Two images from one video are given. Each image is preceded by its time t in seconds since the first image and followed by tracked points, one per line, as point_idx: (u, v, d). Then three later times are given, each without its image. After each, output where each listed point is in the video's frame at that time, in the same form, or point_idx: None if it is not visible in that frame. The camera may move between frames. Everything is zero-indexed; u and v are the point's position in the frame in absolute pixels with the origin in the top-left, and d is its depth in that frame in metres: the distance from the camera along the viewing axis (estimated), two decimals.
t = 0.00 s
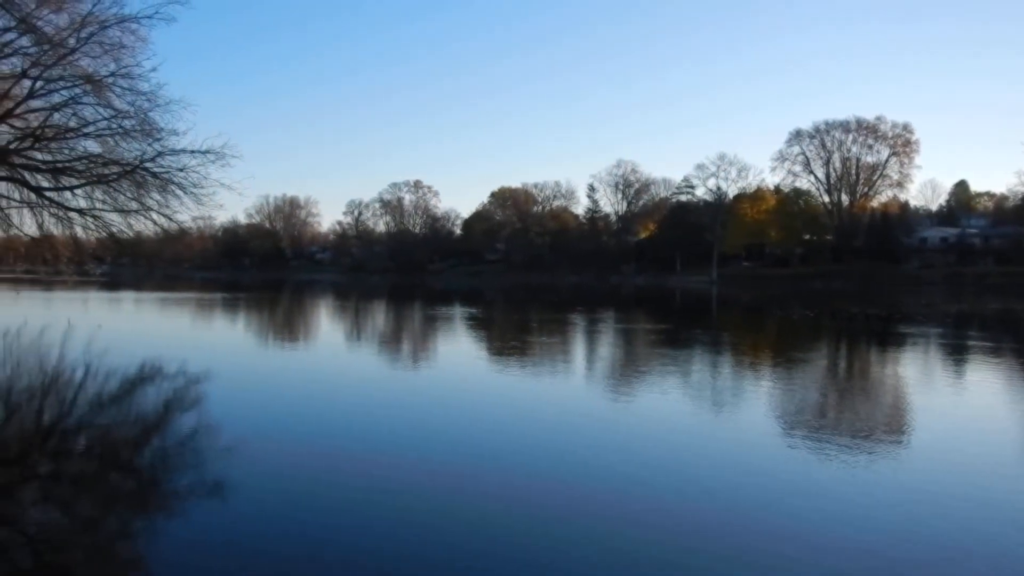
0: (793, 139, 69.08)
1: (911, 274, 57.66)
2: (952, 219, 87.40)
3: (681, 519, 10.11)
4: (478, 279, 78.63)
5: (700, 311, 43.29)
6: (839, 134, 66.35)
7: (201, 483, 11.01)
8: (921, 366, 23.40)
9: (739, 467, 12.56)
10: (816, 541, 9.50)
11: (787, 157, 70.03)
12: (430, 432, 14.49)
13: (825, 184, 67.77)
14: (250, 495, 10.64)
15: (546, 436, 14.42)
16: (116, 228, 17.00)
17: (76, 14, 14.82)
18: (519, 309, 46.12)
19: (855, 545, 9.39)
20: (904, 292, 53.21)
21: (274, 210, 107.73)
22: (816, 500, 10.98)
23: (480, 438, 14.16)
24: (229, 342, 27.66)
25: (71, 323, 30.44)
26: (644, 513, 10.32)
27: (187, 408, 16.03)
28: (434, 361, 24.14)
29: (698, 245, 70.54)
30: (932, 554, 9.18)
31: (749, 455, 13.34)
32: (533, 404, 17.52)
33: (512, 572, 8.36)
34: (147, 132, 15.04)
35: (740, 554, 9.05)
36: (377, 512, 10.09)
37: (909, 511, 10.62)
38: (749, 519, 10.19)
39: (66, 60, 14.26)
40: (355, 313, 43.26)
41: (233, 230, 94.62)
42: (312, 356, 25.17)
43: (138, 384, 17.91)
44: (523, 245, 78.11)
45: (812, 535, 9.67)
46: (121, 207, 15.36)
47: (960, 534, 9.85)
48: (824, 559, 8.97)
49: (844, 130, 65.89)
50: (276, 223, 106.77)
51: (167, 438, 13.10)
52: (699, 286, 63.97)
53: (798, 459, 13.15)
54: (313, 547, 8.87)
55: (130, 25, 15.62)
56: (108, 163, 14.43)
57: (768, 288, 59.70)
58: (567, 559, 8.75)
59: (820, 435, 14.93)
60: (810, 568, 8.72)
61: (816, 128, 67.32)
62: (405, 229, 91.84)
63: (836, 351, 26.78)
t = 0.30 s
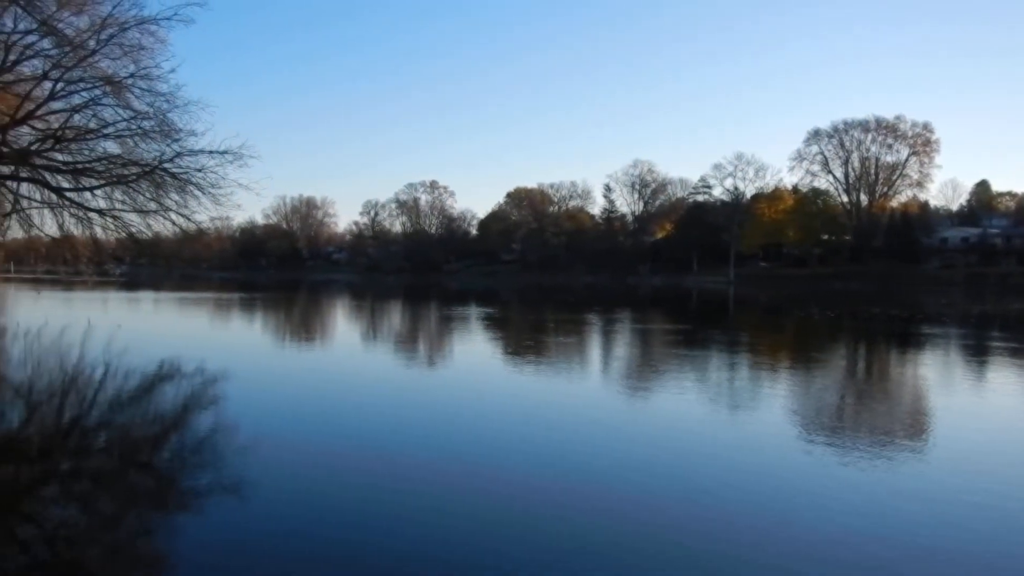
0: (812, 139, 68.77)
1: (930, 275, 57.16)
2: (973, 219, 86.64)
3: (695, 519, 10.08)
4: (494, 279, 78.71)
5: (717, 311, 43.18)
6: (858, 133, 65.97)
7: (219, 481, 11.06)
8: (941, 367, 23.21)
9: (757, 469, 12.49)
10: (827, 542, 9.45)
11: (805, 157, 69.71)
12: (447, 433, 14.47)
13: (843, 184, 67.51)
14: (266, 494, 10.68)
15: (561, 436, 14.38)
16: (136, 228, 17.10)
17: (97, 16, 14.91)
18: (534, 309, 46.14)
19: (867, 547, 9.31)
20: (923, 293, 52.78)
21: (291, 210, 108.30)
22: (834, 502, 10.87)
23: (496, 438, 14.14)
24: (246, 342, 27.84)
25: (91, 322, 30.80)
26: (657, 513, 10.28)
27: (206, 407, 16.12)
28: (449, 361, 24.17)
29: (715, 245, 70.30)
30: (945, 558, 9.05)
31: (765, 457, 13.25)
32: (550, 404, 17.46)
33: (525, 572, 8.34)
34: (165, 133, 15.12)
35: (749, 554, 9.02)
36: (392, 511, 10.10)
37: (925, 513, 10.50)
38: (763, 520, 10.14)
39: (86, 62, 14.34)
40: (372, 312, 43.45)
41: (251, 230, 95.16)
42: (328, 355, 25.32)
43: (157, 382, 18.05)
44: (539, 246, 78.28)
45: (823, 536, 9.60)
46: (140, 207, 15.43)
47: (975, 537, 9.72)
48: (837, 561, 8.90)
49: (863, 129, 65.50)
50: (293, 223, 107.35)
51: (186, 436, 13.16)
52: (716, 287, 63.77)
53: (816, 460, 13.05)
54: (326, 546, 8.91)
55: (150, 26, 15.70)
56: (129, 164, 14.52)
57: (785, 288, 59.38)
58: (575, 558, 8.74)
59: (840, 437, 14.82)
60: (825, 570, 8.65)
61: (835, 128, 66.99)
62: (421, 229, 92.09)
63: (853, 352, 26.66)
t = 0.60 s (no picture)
0: (831, 137, 68.39)
1: (952, 274, 56.60)
2: (994, 217, 85.87)
3: (706, 521, 9.99)
4: (511, 278, 78.68)
5: (735, 311, 42.97)
6: (878, 131, 65.51)
7: (237, 480, 11.09)
8: (962, 367, 22.97)
9: (777, 470, 12.40)
10: (840, 544, 9.36)
11: (824, 155, 69.31)
12: (465, 433, 14.44)
13: (863, 182, 67.07)
14: (284, 493, 10.69)
15: (578, 436, 14.33)
16: (155, 226, 17.19)
17: (117, 16, 15.02)
18: (550, 308, 46.07)
19: (884, 549, 9.24)
20: (945, 292, 52.29)
21: (308, 210, 108.66)
22: (853, 504, 10.77)
23: (512, 438, 14.10)
24: (264, 340, 27.95)
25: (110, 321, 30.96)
26: (667, 515, 10.21)
27: (224, 405, 16.19)
28: (466, 360, 24.17)
29: (733, 244, 69.97)
30: (961, 562, 8.92)
31: (785, 457, 13.15)
32: (565, 405, 17.29)
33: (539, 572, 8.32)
34: (184, 132, 15.20)
35: (756, 556, 8.95)
36: (409, 512, 10.08)
37: (942, 516, 10.36)
38: (775, 522, 10.03)
39: (107, 61, 14.44)
40: (388, 311, 43.50)
41: (268, 229, 95.53)
42: (345, 354, 25.30)
43: (176, 381, 18.13)
44: (556, 245, 78.25)
45: (835, 538, 9.50)
46: (160, 206, 15.52)
47: (991, 541, 9.57)
48: (848, 563, 8.81)
49: (883, 127, 65.04)
50: (310, 222, 107.73)
51: (204, 434, 13.22)
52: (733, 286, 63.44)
53: (836, 461, 12.94)
54: (342, 545, 8.91)
55: (169, 26, 15.81)
56: (148, 163, 14.61)
57: (804, 288, 58.97)
58: (579, 559, 8.71)
59: (860, 437, 14.69)
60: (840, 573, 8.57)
61: (854, 125, 66.58)
62: (438, 228, 92.15)
63: (873, 351, 26.44)
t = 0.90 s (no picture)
0: (849, 138, 68.03)
1: (973, 276, 56.02)
2: (1016, 218, 84.95)
3: (715, 525, 9.96)
4: (527, 281, 78.62)
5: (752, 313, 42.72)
6: (896, 131, 65.07)
7: (254, 481, 11.12)
8: (983, 370, 22.72)
9: (793, 474, 12.32)
10: (855, 548, 9.31)
11: (842, 156, 68.92)
12: (481, 436, 14.44)
13: (881, 183, 66.67)
14: (299, 494, 10.71)
15: (593, 439, 14.30)
16: (174, 228, 17.29)
17: (137, 20, 15.14)
18: (566, 311, 45.96)
19: (900, 553, 9.17)
20: (965, 294, 51.77)
21: (325, 213, 109.02)
22: (871, 508, 10.69)
23: (528, 441, 14.09)
24: (281, 342, 28.08)
25: (128, 323, 31.16)
26: (677, 519, 10.17)
27: (241, 407, 16.28)
28: (482, 363, 24.15)
29: (749, 246, 69.66)
30: (971, 567, 8.85)
31: (802, 461, 13.06)
32: (581, 408, 17.27)
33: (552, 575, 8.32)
34: (203, 135, 15.29)
35: (767, 559, 8.92)
36: (423, 515, 10.08)
37: (958, 521, 10.28)
38: (790, 527, 9.97)
39: (127, 65, 14.54)
40: (404, 314, 43.53)
41: (285, 232, 95.88)
42: (360, 356, 25.44)
43: (193, 382, 18.24)
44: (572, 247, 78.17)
45: (844, 543, 9.46)
46: (178, 209, 15.60)
47: (1008, 546, 9.47)
48: (851, 566, 8.80)
49: (902, 127, 64.59)
50: (327, 225, 108.06)
51: (221, 435, 13.28)
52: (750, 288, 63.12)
53: (854, 465, 12.84)
54: (356, 547, 8.93)
55: (188, 29, 15.90)
56: (166, 166, 14.71)
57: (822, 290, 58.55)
58: (579, 560, 8.76)
59: (879, 441, 14.57)
60: None
61: (873, 126, 66.19)
62: (454, 231, 92.22)
63: (892, 354, 26.18)
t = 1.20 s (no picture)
0: (867, 141, 67.63)
1: (994, 280, 55.50)
2: None
3: (728, 529, 9.93)
4: (543, 286, 78.51)
5: (770, 318, 42.48)
6: (915, 135, 64.58)
7: (271, 484, 11.15)
8: (1004, 375, 22.48)
9: (808, 479, 12.28)
10: (869, 553, 9.29)
11: (860, 160, 68.49)
12: (496, 439, 14.47)
13: (900, 187, 66.23)
14: (315, 498, 10.73)
15: (609, 443, 14.30)
16: (192, 233, 17.41)
17: (155, 27, 15.25)
18: (582, 315, 45.85)
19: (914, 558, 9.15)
20: (986, 299, 51.28)
21: (341, 217, 109.34)
22: (887, 513, 10.63)
23: (543, 445, 14.10)
24: (297, 346, 28.22)
25: (146, 327, 31.36)
26: (687, 523, 10.19)
27: (258, 410, 16.38)
28: (498, 367, 24.13)
29: (766, 250, 69.34)
30: (978, 572, 8.82)
31: (818, 466, 13.01)
32: (597, 412, 17.25)
33: None
34: (220, 140, 15.38)
35: (780, 564, 8.92)
36: (438, 518, 10.08)
37: (975, 527, 10.21)
38: (804, 532, 9.95)
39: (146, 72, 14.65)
40: (420, 319, 43.59)
41: (302, 237, 96.21)
42: (374, 360, 25.41)
43: (211, 386, 18.36)
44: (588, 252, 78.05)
45: (859, 548, 9.43)
46: (196, 214, 15.69)
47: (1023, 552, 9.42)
48: (864, 570, 8.77)
49: (921, 130, 64.09)
50: (343, 230, 108.37)
51: (239, 438, 13.36)
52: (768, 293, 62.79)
53: (870, 471, 12.77)
54: (370, 549, 8.96)
55: (206, 36, 16.01)
56: (184, 171, 14.81)
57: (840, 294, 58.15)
58: (579, 561, 8.85)
59: (896, 446, 14.48)
60: None
61: (891, 129, 65.73)
62: (470, 236, 92.27)
63: (911, 359, 25.94)
